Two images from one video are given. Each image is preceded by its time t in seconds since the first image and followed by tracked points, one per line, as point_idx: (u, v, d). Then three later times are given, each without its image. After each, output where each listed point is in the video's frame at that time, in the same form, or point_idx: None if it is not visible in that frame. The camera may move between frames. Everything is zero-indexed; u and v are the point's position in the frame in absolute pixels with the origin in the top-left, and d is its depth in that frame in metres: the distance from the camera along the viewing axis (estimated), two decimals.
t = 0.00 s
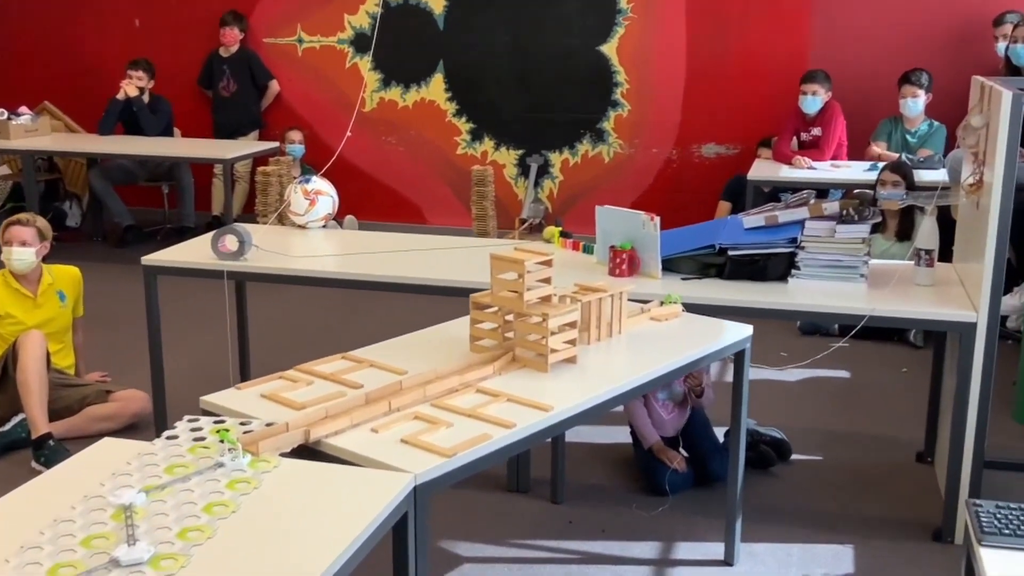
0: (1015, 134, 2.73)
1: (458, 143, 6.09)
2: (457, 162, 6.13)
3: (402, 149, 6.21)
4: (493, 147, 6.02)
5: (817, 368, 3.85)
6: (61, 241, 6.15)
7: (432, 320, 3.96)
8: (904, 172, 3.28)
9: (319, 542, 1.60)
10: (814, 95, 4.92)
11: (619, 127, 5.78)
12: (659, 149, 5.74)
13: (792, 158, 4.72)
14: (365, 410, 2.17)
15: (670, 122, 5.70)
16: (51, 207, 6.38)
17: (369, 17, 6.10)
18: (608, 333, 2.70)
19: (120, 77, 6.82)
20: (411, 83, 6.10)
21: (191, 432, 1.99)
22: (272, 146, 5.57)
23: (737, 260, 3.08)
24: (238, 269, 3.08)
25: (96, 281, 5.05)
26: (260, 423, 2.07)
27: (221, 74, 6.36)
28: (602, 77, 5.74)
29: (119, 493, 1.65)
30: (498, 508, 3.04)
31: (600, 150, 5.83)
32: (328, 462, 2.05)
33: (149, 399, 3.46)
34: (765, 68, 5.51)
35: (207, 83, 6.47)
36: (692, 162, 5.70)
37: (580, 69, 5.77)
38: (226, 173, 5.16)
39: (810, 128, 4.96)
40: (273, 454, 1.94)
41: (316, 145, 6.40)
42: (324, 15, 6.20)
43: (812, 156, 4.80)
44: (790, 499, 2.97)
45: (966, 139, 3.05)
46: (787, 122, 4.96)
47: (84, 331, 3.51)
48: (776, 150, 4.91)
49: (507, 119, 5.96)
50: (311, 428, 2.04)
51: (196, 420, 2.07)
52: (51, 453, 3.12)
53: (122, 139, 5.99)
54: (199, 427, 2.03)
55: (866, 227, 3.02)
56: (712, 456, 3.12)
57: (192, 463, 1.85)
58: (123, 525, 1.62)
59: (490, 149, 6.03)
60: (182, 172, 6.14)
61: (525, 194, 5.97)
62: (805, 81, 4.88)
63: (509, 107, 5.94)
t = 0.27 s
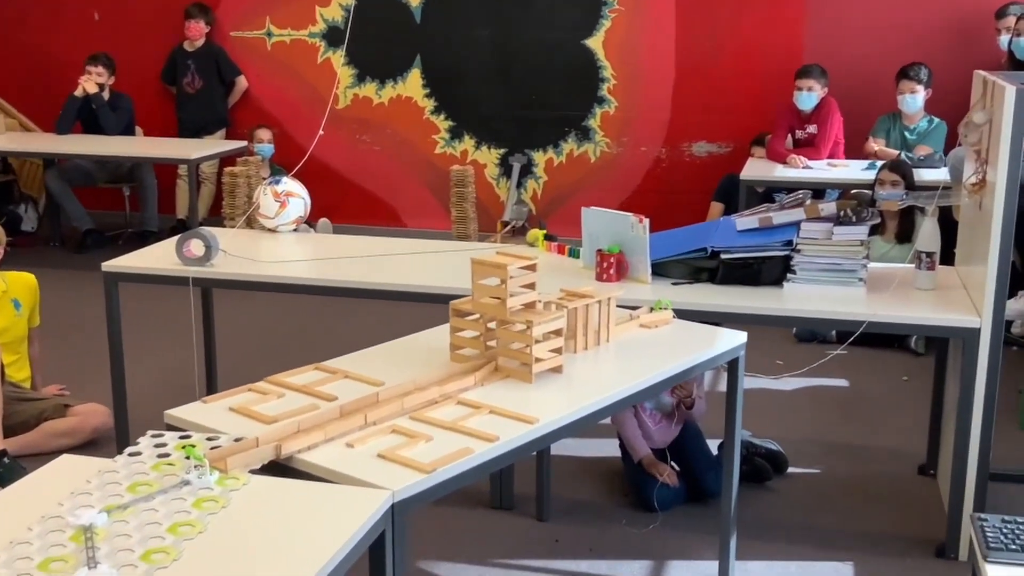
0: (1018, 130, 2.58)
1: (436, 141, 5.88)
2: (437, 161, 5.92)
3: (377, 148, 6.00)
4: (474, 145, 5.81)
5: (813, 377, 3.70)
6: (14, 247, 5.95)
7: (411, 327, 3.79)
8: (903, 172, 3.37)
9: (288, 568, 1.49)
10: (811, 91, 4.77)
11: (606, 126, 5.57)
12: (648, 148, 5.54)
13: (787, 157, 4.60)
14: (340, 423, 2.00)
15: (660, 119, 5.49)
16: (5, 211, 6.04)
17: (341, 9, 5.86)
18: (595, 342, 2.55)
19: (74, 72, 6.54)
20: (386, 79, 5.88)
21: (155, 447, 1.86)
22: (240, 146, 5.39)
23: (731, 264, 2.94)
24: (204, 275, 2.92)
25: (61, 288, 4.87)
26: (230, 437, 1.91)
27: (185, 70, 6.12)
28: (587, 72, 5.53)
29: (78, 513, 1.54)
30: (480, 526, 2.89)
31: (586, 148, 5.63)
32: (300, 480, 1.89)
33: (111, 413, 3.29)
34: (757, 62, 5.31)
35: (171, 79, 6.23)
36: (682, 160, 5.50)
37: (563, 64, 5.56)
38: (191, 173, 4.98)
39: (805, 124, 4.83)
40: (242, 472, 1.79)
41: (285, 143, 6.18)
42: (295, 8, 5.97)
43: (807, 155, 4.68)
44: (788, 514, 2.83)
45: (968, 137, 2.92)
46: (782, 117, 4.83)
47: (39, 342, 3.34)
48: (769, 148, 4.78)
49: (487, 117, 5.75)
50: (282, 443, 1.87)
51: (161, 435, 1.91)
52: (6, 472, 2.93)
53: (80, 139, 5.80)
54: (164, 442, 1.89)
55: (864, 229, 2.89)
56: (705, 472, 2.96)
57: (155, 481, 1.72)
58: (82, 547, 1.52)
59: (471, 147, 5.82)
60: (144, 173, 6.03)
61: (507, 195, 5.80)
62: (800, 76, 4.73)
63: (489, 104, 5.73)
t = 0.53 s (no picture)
0: (1000, 135, 2.58)
1: (417, 147, 5.85)
2: (418, 167, 5.89)
3: (357, 154, 5.96)
4: (455, 151, 5.79)
5: (797, 382, 3.69)
6: None
7: (394, 334, 3.76)
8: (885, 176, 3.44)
9: None
10: (792, 95, 4.77)
11: (588, 130, 5.55)
12: (631, 152, 5.52)
13: (769, 162, 4.59)
14: (322, 431, 1.97)
15: (642, 124, 5.48)
16: None
17: (320, 13, 5.83)
18: (578, 348, 2.53)
19: (50, 77, 6.47)
20: (365, 84, 5.84)
21: (134, 456, 1.82)
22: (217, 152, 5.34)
23: (714, 269, 2.93)
24: (183, 282, 2.88)
25: (39, 296, 4.82)
26: (210, 447, 1.89)
27: (162, 76, 6.07)
28: (569, 76, 5.51)
29: (56, 524, 1.51)
30: (462, 534, 2.86)
31: (568, 153, 5.60)
32: (281, 489, 1.86)
33: (87, 423, 3.24)
34: (739, 66, 5.30)
35: (148, 84, 6.17)
36: (665, 165, 5.49)
37: (545, 68, 5.54)
38: (169, 180, 4.95)
39: (788, 128, 4.82)
40: (222, 481, 1.76)
41: (264, 149, 6.14)
42: (274, 12, 5.93)
43: (790, 160, 4.68)
44: (772, 521, 2.81)
45: (950, 141, 2.91)
46: (765, 122, 4.83)
47: (14, 351, 3.29)
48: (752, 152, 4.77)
49: (468, 122, 5.72)
50: (263, 452, 1.84)
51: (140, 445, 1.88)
52: None
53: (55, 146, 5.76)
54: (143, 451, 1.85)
55: (847, 234, 2.88)
56: (690, 479, 2.94)
57: (134, 491, 1.68)
58: (60, 560, 1.48)
59: (451, 153, 5.79)
60: (121, 179, 5.96)
61: (489, 201, 5.77)
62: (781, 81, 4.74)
63: (471, 109, 5.70)
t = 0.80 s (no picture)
0: (989, 138, 2.53)
1: (396, 152, 5.76)
2: (397, 171, 5.80)
3: (335, 158, 5.87)
4: (433, 155, 5.69)
5: (784, 389, 3.64)
6: None
7: (374, 343, 3.68)
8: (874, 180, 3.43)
9: None
10: (780, 98, 4.71)
11: (571, 134, 5.48)
12: (614, 156, 5.47)
13: (755, 166, 4.53)
14: (299, 442, 1.90)
15: (625, 127, 5.43)
16: None
17: (296, 15, 5.74)
18: (562, 356, 2.46)
19: (20, 80, 6.33)
20: (343, 87, 5.74)
21: (105, 470, 1.75)
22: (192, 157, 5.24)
23: (700, 275, 2.87)
24: (156, 291, 2.80)
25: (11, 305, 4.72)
26: (184, 458, 1.83)
27: (133, 78, 5.95)
28: (550, 78, 5.44)
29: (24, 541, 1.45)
30: (443, 548, 2.78)
31: (551, 157, 5.53)
32: (258, 502, 1.79)
33: (57, 435, 3.16)
34: (723, 68, 5.25)
35: (119, 87, 6.05)
36: (649, 170, 5.44)
37: (526, 70, 5.47)
38: (141, 185, 4.84)
39: (773, 132, 4.78)
40: (196, 495, 1.70)
41: (240, 154, 6.03)
42: (247, 13, 5.83)
43: (776, 163, 4.63)
44: (761, 531, 2.75)
45: (938, 143, 2.87)
46: (751, 126, 4.78)
47: None
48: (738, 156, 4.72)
49: (448, 125, 5.63)
50: (238, 464, 1.77)
51: (111, 458, 1.80)
52: None
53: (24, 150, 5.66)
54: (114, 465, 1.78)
55: (835, 238, 2.83)
56: (678, 491, 2.88)
57: (106, 506, 1.62)
58: None
59: (430, 158, 5.70)
60: (91, 185, 5.87)
61: (470, 206, 5.69)
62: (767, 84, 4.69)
63: (451, 111, 5.61)
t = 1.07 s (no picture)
0: (979, 141, 2.47)
1: (373, 156, 5.63)
2: (374, 176, 5.66)
3: (310, 162, 5.73)
4: (412, 159, 5.58)
5: (771, 399, 3.58)
6: None
7: (354, 353, 3.60)
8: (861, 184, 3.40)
9: None
10: (765, 100, 4.67)
11: (552, 139, 5.38)
12: (597, 160, 5.37)
13: (742, 169, 4.47)
14: (275, 455, 1.83)
15: (608, 131, 5.33)
16: None
17: (269, 15, 5.60)
18: (545, 365, 2.39)
19: None
20: (319, 90, 5.61)
21: (73, 487, 1.71)
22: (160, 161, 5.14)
23: (685, 281, 2.80)
24: (125, 300, 2.71)
25: None
26: (155, 473, 1.77)
27: (100, 81, 5.81)
28: (531, 80, 5.34)
29: None
30: (422, 563, 2.70)
31: (532, 161, 5.43)
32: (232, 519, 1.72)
33: (25, 450, 3.07)
34: (707, 71, 5.16)
35: (86, 90, 5.91)
36: (632, 174, 5.34)
37: (506, 72, 5.36)
38: (110, 191, 4.74)
39: (759, 135, 4.72)
40: (167, 511, 1.64)
41: (212, 158, 5.86)
42: (218, 13, 5.69)
43: (763, 167, 4.57)
44: (748, 543, 2.68)
45: (927, 147, 2.81)
46: (736, 130, 4.73)
47: None
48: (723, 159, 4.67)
49: (426, 128, 5.52)
50: (211, 479, 1.70)
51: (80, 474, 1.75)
52: None
53: None
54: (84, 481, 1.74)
55: (823, 244, 2.77)
56: (665, 504, 2.81)
57: (74, 522, 1.59)
58: None
59: (409, 162, 5.58)
60: (58, 192, 5.79)
61: (449, 212, 5.58)
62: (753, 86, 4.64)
63: (429, 115, 5.50)
